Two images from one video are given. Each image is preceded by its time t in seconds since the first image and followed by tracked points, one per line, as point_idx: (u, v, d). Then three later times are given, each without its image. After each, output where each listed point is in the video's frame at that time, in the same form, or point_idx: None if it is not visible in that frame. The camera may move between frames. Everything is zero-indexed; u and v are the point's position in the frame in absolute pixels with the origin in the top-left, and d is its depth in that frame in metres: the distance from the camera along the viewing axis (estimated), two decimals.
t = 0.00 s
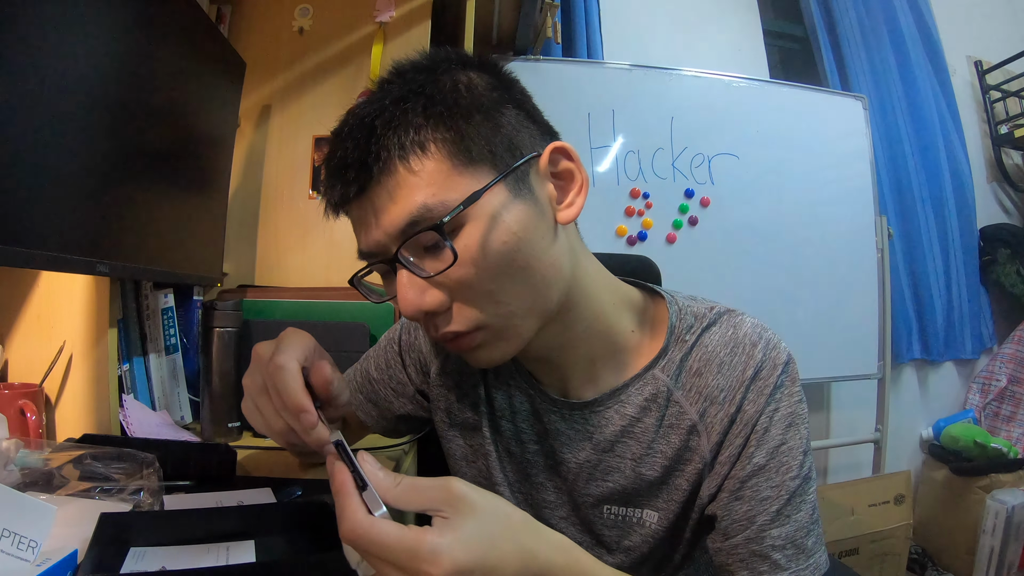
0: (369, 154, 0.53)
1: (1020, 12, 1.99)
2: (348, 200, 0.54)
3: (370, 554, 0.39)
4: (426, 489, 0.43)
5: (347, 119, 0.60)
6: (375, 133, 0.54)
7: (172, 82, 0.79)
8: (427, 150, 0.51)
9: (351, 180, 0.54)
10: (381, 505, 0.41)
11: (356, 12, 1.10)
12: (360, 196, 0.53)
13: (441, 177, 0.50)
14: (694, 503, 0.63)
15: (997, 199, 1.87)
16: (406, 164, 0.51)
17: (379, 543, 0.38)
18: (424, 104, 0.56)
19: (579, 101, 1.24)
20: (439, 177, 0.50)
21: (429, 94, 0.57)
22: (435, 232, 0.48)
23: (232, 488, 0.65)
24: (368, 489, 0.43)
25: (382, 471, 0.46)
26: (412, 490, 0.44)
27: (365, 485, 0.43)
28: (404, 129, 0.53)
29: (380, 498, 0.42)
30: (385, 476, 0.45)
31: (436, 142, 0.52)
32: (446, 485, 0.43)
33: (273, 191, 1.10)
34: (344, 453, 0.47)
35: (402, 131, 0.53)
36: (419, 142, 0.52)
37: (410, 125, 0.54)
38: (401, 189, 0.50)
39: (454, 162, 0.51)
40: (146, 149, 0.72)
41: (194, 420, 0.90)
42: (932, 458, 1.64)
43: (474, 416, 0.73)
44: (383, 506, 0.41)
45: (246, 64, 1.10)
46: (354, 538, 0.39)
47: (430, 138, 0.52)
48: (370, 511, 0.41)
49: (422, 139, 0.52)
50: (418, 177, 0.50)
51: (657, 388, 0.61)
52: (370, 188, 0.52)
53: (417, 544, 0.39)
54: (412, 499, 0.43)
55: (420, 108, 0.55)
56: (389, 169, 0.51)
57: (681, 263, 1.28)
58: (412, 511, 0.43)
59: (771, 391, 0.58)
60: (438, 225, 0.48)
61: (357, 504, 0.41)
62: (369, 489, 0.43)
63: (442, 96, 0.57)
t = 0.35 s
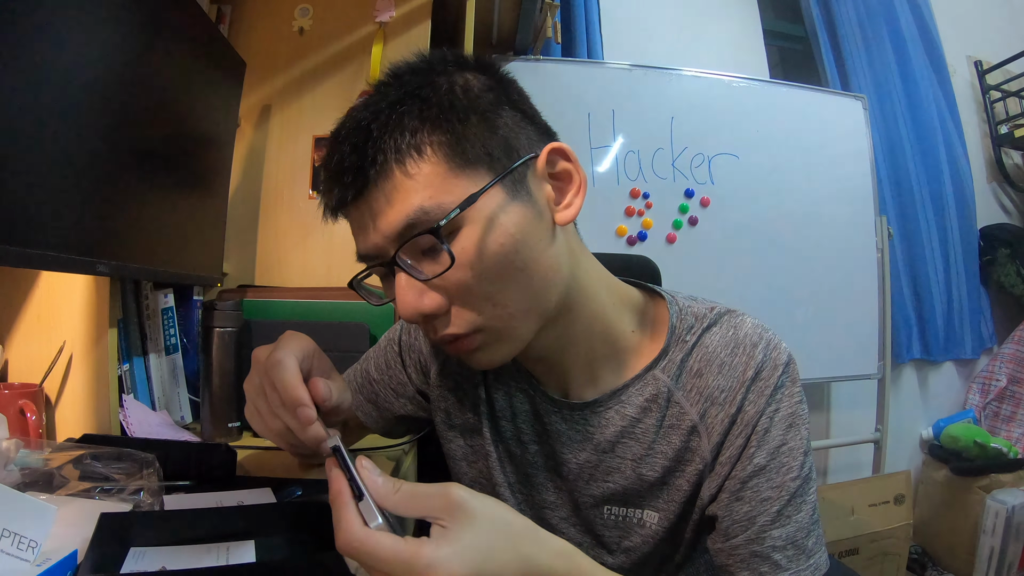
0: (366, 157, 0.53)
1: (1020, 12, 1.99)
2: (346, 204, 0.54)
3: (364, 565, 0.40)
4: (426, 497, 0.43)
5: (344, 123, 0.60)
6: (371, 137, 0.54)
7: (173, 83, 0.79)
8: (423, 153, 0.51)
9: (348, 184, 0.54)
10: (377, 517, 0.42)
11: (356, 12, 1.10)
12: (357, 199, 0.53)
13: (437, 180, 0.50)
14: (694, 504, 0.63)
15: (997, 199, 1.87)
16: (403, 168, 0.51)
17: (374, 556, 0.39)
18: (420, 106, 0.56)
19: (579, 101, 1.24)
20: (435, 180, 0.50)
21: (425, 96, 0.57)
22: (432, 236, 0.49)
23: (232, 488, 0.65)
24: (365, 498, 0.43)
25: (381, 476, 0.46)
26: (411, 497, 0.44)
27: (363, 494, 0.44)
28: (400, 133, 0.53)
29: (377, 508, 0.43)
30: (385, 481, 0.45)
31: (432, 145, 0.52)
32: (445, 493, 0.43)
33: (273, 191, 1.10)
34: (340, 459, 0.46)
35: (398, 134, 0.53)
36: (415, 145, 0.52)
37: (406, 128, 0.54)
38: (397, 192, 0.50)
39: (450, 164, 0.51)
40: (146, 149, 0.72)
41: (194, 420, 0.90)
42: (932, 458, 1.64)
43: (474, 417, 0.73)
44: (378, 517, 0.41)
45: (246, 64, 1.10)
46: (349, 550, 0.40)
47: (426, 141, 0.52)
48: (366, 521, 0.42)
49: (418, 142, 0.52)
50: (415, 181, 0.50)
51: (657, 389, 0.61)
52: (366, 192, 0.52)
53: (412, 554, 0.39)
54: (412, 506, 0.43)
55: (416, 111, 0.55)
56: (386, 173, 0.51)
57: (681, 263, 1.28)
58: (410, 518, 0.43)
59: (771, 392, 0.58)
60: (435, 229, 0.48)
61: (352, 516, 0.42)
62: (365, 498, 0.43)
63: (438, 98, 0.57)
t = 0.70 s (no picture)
0: (355, 169, 0.53)
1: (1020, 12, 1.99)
2: (338, 215, 0.54)
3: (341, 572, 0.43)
4: (418, 510, 0.45)
5: (333, 134, 0.60)
6: (360, 148, 0.54)
7: (173, 83, 0.79)
8: (412, 162, 0.51)
9: (339, 195, 0.54)
10: (359, 534, 0.42)
11: (356, 12, 1.10)
12: (349, 211, 0.53)
13: (427, 188, 0.50)
14: (695, 504, 0.63)
15: (997, 199, 1.87)
16: (392, 178, 0.51)
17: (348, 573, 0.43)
18: (407, 115, 0.56)
19: (579, 101, 1.24)
20: (426, 189, 0.50)
21: (412, 105, 0.57)
22: (424, 245, 0.49)
23: (232, 488, 0.65)
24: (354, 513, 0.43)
25: (383, 479, 0.46)
26: (405, 509, 0.45)
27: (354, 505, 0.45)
28: (388, 142, 0.53)
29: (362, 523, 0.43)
30: (387, 485, 0.46)
31: (421, 154, 0.52)
32: (434, 512, 0.44)
33: (273, 191, 1.10)
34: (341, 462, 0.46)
35: (387, 143, 0.53)
36: (404, 154, 0.52)
37: (394, 136, 0.54)
38: (388, 203, 0.50)
39: (440, 172, 0.51)
40: (146, 149, 0.72)
41: (194, 420, 0.90)
42: (932, 458, 1.64)
43: (473, 417, 0.73)
44: (359, 535, 0.42)
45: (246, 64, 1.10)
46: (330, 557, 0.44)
47: (415, 150, 0.52)
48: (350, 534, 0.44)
49: (407, 151, 0.52)
50: (405, 190, 0.50)
51: (657, 389, 0.61)
52: (358, 203, 0.52)
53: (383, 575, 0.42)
54: (405, 516, 0.45)
55: (403, 120, 0.55)
56: (375, 183, 0.51)
57: (681, 263, 1.28)
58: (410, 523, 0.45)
59: (771, 392, 0.58)
60: (426, 238, 0.48)
61: (337, 529, 0.44)
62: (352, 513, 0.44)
63: (426, 106, 0.57)
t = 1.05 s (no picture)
0: (353, 172, 0.53)
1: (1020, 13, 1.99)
2: (337, 218, 0.54)
3: (340, 570, 0.44)
4: (421, 513, 0.45)
5: (329, 138, 0.60)
6: (357, 151, 0.54)
7: (173, 83, 0.79)
8: (411, 164, 0.51)
9: (337, 199, 0.54)
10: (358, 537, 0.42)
11: (356, 13, 1.10)
12: (347, 214, 0.53)
13: (427, 190, 0.50)
14: (694, 505, 0.63)
15: (997, 199, 1.87)
16: (391, 181, 0.51)
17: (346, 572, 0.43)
18: (405, 117, 0.56)
19: (578, 101, 1.24)
20: (425, 190, 0.50)
21: (409, 107, 0.57)
22: (425, 247, 0.49)
23: (232, 489, 0.65)
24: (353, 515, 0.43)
25: (388, 477, 0.45)
26: (406, 510, 0.45)
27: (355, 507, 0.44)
28: (386, 145, 0.53)
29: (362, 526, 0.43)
30: (392, 484, 0.45)
31: (419, 156, 0.52)
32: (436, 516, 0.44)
33: (273, 191, 1.10)
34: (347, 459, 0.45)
35: (385, 146, 0.53)
36: (402, 156, 0.52)
37: (392, 140, 0.54)
38: (388, 205, 0.50)
39: (439, 173, 0.51)
40: (146, 149, 0.72)
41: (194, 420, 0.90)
42: (932, 458, 1.64)
43: (473, 418, 0.73)
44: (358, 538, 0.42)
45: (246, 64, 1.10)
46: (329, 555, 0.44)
47: (413, 152, 0.52)
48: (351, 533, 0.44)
49: (405, 154, 0.52)
50: (404, 192, 0.50)
51: (657, 390, 0.61)
52: (357, 207, 0.52)
53: None
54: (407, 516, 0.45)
55: (401, 122, 0.55)
56: (374, 186, 0.51)
57: (680, 263, 1.28)
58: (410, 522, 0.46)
59: (771, 394, 0.58)
60: (427, 240, 0.48)
61: (338, 527, 0.44)
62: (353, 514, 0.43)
63: (423, 108, 0.57)
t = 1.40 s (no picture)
0: (358, 167, 0.53)
1: (1020, 12, 1.99)
2: (340, 214, 0.54)
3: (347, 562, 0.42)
4: (427, 500, 0.44)
5: (334, 133, 0.60)
6: (363, 146, 0.54)
7: (173, 84, 0.79)
8: (416, 160, 0.51)
9: (342, 194, 0.54)
10: (370, 521, 0.42)
11: (356, 12, 1.10)
12: (352, 209, 0.53)
13: (431, 186, 0.50)
14: (693, 505, 0.63)
15: (997, 199, 1.87)
16: (396, 176, 0.51)
17: (355, 560, 0.41)
18: (410, 113, 0.56)
19: (579, 101, 1.24)
20: (430, 186, 0.50)
21: (414, 103, 0.57)
22: (429, 242, 0.49)
23: (232, 488, 0.65)
24: (365, 500, 0.43)
25: (389, 465, 0.46)
26: (412, 498, 0.45)
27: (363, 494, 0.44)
28: (391, 140, 0.53)
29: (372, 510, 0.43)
30: (394, 473, 0.45)
31: (425, 152, 0.52)
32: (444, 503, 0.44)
33: (273, 191, 1.10)
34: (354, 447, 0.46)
35: (390, 142, 0.53)
36: (408, 152, 0.52)
37: (397, 136, 0.54)
38: (392, 201, 0.50)
39: (444, 170, 0.51)
40: (146, 149, 0.72)
41: (194, 420, 0.90)
42: (932, 458, 1.64)
43: (474, 418, 0.73)
44: (371, 522, 0.41)
45: (246, 64, 1.10)
46: (337, 544, 0.42)
47: (418, 148, 0.52)
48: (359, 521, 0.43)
49: (411, 149, 0.52)
50: (409, 188, 0.50)
51: (657, 390, 0.61)
52: (361, 201, 0.52)
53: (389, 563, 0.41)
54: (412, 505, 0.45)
55: (406, 118, 0.55)
56: (379, 181, 0.51)
57: (680, 262, 1.28)
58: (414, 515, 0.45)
59: (771, 394, 0.58)
60: (432, 235, 0.48)
61: (346, 515, 0.43)
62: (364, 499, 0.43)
63: (428, 104, 0.57)
